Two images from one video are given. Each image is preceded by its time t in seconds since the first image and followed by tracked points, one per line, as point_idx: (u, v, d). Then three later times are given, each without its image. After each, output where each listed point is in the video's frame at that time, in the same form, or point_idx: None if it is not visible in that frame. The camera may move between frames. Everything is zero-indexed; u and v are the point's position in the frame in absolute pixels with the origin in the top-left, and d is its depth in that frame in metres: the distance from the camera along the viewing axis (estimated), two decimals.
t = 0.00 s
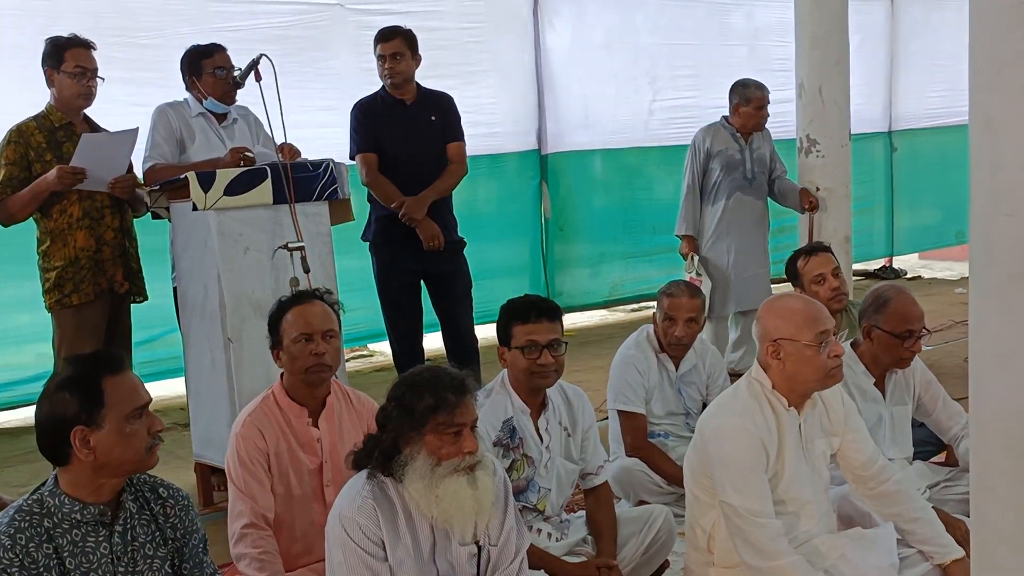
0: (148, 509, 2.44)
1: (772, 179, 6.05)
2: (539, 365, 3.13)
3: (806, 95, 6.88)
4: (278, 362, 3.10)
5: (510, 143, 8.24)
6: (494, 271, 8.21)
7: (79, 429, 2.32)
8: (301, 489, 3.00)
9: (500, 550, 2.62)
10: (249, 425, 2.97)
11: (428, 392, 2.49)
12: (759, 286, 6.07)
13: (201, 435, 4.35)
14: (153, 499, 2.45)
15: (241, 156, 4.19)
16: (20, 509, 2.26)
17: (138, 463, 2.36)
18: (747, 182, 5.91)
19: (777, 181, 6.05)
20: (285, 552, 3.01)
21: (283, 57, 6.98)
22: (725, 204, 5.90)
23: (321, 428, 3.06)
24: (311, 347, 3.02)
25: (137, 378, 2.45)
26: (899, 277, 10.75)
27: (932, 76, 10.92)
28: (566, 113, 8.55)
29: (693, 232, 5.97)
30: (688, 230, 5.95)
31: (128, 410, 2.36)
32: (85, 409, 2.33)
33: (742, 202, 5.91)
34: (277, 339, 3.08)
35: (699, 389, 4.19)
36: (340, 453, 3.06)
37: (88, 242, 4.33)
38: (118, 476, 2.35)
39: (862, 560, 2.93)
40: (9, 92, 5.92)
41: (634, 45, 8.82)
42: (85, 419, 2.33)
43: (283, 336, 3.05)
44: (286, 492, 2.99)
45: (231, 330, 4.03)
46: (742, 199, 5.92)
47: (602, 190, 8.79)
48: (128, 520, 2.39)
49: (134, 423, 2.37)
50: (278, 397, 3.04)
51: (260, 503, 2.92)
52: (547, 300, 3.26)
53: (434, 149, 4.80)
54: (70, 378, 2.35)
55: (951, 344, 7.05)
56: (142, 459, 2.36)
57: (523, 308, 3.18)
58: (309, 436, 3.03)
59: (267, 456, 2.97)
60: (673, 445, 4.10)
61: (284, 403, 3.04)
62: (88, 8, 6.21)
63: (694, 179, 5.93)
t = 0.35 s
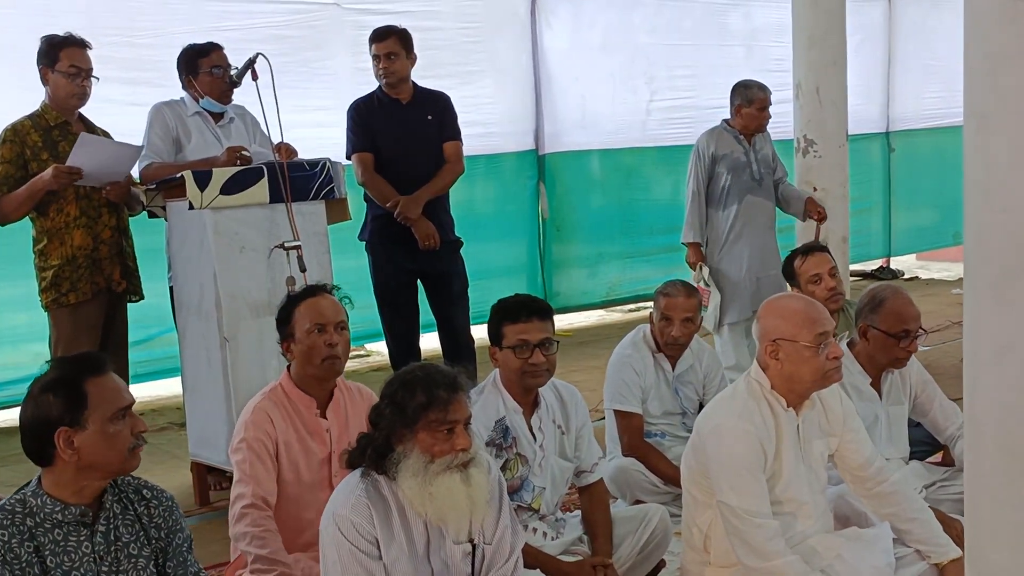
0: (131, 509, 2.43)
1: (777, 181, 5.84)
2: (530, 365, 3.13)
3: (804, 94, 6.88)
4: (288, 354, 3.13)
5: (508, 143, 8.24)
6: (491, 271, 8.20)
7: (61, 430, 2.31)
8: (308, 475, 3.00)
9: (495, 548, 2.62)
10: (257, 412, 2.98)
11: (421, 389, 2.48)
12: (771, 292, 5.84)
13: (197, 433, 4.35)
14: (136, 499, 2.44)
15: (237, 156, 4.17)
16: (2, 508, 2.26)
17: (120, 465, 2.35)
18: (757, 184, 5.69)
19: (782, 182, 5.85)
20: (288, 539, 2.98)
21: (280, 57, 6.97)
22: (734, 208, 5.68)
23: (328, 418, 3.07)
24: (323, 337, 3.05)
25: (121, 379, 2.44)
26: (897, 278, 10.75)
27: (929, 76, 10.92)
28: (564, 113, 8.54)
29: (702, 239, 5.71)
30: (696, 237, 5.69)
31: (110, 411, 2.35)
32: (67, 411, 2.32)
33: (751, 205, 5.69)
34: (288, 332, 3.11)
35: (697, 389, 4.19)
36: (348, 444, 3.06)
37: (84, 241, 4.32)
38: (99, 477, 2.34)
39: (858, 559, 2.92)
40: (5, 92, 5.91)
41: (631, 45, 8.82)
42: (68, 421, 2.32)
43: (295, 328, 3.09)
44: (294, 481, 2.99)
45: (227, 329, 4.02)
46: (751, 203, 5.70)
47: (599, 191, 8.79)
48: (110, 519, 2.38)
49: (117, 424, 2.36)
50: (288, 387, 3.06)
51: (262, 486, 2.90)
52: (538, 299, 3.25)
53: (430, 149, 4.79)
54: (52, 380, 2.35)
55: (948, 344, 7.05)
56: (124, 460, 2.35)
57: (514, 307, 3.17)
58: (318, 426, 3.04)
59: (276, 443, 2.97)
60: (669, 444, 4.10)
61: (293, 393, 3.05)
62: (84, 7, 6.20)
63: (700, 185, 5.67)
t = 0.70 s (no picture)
0: (119, 505, 2.43)
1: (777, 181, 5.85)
2: (529, 365, 3.12)
3: (801, 95, 6.88)
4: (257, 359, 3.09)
5: (505, 144, 8.23)
6: (488, 272, 8.19)
7: (49, 427, 2.31)
8: (292, 477, 3.00)
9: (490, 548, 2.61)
10: (233, 420, 2.96)
11: (414, 389, 2.47)
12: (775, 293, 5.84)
13: (192, 433, 4.33)
14: (123, 495, 2.44)
15: (233, 156, 4.15)
16: None
17: (107, 463, 2.35)
18: (759, 186, 5.68)
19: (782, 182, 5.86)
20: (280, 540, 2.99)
21: (277, 57, 6.96)
22: (739, 211, 5.66)
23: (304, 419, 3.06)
24: (295, 346, 3.03)
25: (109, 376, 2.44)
26: (894, 279, 10.75)
27: (926, 77, 10.93)
28: (561, 113, 8.54)
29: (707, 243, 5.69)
30: (702, 242, 5.66)
31: (97, 409, 2.35)
32: (54, 408, 2.32)
33: (755, 207, 5.69)
34: (258, 339, 3.07)
35: (693, 389, 4.19)
36: (325, 443, 3.07)
37: (81, 241, 4.32)
38: (86, 474, 2.34)
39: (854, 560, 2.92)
40: None
41: (628, 45, 8.82)
42: (56, 418, 2.32)
43: (265, 337, 3.04)
44: (277, 481, 2.98)
45: (222, 329, 4.01)
46: (755, 205, 5.69)
47: (597, 192, 8.78)
48: (97, 514, 2.38)
49: (104, 421, 2.36)
50: (260, 391, 3.04)
51: (248, 490, 2.89)
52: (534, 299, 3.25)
53: (427, 149, 4.79)
54: (41, 377, 2.35)
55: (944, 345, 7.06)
56: (111, 457, 2.35)
57: (510, 308, 3.17)
58: (295, 427, 3.03)
59: (255, 446, 2.96)
60: (665, 445, 4.10)
61: (265, 397, 3.03)
62: (80, 7, 6.19)
63: (704, 189, 5.65)
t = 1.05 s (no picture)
0: (114, 504, 2.43)
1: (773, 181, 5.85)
2: (531, 364, 3.12)
3: (798, 95, 6.87)
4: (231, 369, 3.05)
5: (502, 144, 8.22)
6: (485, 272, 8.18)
7: (32, 425, 2.31)
8: (277, 480, 3.00)
9: (484, 545, 2.60)
10: (213, 431, 2.93)
11: (406, 385, 2.48)
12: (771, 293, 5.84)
13: (189, 432, 4.32)
14: (118, 496, 2.44)
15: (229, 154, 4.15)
16: None
17: (93, 462, 2.32)
18: (756, 186, 5.68)
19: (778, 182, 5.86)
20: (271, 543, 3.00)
21: (273, 56, 6.96)
22: (736, 211, 5.66)
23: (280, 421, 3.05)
24: (271, 370, 2.99)
25: (99, 374, 2.42)
26: (891, 279, 10.74)
27: (924, 78, 10.93)
28: (558, 113, 8.54)
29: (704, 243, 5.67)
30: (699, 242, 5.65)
31: (80, 406, 2.33)
32: (36, 405, 2.32)
33: (751, 208, 5.69)
34: (233, 352, 3.02)
35: (688, 388, 4.19)
36: (304, 443, 3.07)
37: (80, 238, 4.30)
38: (72, 473, 2.33)
39: (848, 557, 2.91)
40: None
41: (626, 45, 8.81)
42: (38, 415, 2.32)
43: (242, 354, 3.00)
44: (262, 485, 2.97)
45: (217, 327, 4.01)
46: (751, 206, 5.69)
47: (595, 192, 8.78)
48: (91, 514, 2.39)
49: (89, 420, 2.34)
50: (235, 400, 3.02)
51: (249, 493, 2.89)
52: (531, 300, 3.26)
53: (424, 149, 4.78)
54: (25, 374, 2.35)
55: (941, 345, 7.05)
56: (97, 457, 2.33)
57: (512, 307, 3.17)
58: (275, 432, 3.02)
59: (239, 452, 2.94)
60: (661, 443, 4.09)
61: (241, 405, 3.01)
62: (75, 6, 6.18)
63: (701, 189, 5.64)
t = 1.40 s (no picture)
0: (117, 506, 2.43)
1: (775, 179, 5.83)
2: (531, 363, 3.12)
3: (797, 94, 6.88)
4: (226, 371, 3.04)
5: (501, 143, 8.22)
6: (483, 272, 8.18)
7: (21, 428, 2.33)
8: (277, 482, 3.00)
9: (484, 542, 2.61)
10: (213, 435, 2.92)
11: (405, 382, 2.48)
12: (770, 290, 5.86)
13: (188, 431, 4.31)
14: (121, 497, 2.44)
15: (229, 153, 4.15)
16: None
17: (86, 464, 2.32)
18: (755, 186, 5.68)
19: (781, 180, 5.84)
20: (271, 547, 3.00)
21: (272, 56, 6.96)
22: (734, 211, 5.67)
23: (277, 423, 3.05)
24: (268, 364, 2.99)
25: (94, 376, 2.42)
26: (890, 279, 10.75)
27: (923, 78, 10.94)
28: (557, 113, 8.54)
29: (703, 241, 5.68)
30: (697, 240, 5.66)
31: (69, 409, 2.33)
32: (26, 409, 2.33)
33: (750, 208, 5.70)
34: (227, 353, 3.00)
35: (688, 387, 4.20)
36: (302, 444, 3.08)
37: (82, 238, 4.31)
38: (66, 475, 2.33)
39: (847, 555, 2.91)
40: None
41: (625, 45, 8.82)
42: (26, 418, 2.33)
43: (238, 354, 2.98)
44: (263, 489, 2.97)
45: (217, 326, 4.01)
46: (750, 205, 5.69)
47: (594, 191, 8.78)
48: (93, 516, 2.39)
49: (79, 422, 2.34)
50: (232, 403, 3.00)
51: (251, 499, 2.88)
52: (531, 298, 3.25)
53: (424, 150, 4.79)
54: (18, 377, 2.36)
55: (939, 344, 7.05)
56: (89, 459, 2.32)
57: (510, 305, 3.17)
58: (273, 434, 3.02)
59: (239, 456, 2.93)
60: (661, 442, 4.10)
61: (238, 408, 3.00)
62: (73, 5, 6.17)
63: (701, 187, 5.64)
